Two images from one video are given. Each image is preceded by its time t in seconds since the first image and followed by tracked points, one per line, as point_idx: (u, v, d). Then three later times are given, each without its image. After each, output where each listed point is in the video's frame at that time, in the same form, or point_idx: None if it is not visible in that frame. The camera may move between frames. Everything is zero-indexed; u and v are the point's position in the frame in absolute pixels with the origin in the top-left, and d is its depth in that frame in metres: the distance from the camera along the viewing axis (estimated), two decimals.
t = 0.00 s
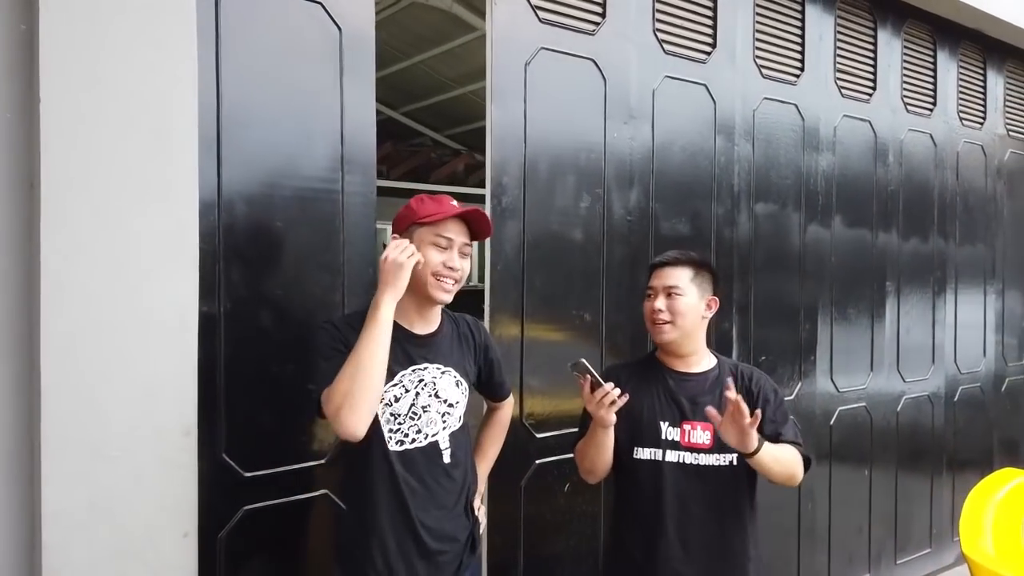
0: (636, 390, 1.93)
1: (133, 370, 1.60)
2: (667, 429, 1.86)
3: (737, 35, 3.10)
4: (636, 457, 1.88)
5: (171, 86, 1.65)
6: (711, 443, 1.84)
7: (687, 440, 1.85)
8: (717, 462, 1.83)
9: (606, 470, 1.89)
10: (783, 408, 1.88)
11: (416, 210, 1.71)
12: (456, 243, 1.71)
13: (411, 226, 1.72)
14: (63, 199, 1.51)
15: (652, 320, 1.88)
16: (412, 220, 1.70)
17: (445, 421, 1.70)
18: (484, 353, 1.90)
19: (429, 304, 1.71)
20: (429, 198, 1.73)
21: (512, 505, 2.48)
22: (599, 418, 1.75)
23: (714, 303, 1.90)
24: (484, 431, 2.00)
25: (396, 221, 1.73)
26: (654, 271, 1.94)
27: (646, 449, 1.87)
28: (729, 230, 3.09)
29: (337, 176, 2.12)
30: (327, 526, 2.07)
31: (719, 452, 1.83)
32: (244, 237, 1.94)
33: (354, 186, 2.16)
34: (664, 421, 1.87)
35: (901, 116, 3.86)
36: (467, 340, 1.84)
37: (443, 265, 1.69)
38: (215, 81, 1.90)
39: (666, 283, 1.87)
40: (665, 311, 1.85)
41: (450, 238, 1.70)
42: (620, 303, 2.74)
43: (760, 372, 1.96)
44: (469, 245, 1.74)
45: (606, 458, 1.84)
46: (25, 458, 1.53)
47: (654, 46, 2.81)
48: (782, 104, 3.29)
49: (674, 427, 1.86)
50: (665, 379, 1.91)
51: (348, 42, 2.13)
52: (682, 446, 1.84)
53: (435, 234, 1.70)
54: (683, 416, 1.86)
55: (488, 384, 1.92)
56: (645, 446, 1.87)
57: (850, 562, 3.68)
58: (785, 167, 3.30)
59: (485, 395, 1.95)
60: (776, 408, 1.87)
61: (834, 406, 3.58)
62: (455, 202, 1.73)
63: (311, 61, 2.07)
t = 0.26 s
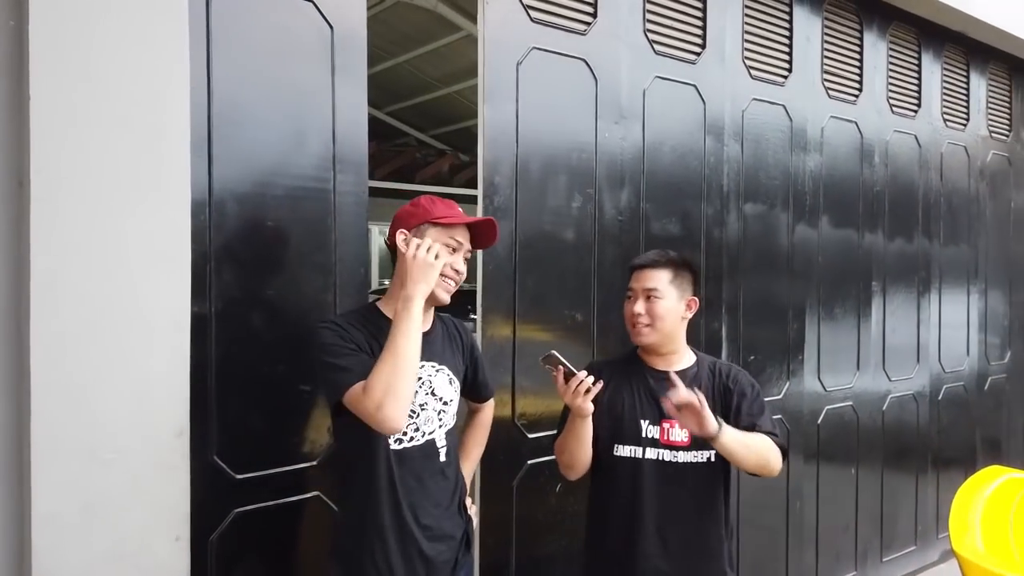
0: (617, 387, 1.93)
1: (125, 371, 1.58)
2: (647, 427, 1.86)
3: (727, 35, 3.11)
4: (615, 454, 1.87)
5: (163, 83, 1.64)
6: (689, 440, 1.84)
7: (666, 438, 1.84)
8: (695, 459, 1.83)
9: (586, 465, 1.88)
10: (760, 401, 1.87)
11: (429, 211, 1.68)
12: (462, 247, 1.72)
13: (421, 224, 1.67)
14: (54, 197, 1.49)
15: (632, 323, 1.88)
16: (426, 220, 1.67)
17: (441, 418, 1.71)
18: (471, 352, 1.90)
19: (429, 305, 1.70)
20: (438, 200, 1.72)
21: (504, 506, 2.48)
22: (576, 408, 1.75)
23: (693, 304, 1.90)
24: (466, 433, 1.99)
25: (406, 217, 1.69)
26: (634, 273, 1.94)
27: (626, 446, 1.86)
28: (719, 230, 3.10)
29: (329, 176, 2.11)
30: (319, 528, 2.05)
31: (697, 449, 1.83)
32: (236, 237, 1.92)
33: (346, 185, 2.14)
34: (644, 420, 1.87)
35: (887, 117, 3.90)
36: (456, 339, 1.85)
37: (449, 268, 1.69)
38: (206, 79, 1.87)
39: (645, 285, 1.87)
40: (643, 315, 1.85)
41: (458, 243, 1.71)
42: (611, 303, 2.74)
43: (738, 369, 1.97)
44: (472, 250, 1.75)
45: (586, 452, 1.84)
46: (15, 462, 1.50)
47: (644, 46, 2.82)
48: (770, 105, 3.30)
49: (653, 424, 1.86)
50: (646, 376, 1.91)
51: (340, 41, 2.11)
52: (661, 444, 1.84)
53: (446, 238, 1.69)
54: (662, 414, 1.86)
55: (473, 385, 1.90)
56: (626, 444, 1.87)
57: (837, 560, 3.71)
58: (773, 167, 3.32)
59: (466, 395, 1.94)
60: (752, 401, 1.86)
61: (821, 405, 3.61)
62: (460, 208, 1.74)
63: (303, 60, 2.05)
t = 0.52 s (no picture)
0: (603, 398, 1.94)
1: (119, 373, 1.58)
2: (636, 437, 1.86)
3: (716, 36, 3.13)
4: (606, 464, 1.88)
5: (157, 84, 1.63)
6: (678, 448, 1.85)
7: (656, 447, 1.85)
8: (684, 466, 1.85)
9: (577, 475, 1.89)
10: (739, 409, 1.87)
11: (442, 217, 1.68)
12: (466, 253, 1.73)
13: (432, 229, 1.67)
14: (48, 198, 1.48)
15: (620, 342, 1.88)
16: (439, 226, 1.66)
17: (437, 419, 1.73)
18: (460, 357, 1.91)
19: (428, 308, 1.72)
20: (449, 206, 1.72)
21: (497, 506, 2.48)
22: (568, 428, 1.76)
23: (676, 317, 1.90)
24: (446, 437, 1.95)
25: (417, 219, 1.68)
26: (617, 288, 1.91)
27: (615, 456, 1.87)
28: (708, 231, 3.12)
29: (322, 176, 2.09)
30: (313, 530, 2.05)
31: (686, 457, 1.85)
32: (229, 238, 1.91)
33: (339, 186, 2.13)
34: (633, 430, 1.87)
35: (873, 119, 3.94)
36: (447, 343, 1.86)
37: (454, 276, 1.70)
38: (199, 78, 1.85)
39: (631, 302, 1.85)
40: (631, 334, 1.84)
41: (465, 250, 1.72)
42: (603, 303, 2.75)
43: (720, 375, 1.98)
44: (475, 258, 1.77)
45: (577, 466, 1.84)
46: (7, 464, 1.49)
47: (635, 47, 2.83)
48: (759, 106, 3.33)
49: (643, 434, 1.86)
50: (631, 385, 1.92)
51: (332, 41, 2.10)
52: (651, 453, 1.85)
53: (456, 245, 1.69)
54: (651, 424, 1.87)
55: (460, 388, 1.90)
56: (615, 454, 1.87)
57: (825, 557, 3.74)
58: (761, 168, 3.34)
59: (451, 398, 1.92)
60: (732, 407, 1.86)
61: (809, 404, 3.64)
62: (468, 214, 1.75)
63: (296, 59, 2.03)
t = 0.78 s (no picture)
0: (598, 401, 1.94)
1: (117, 373, 1.59)
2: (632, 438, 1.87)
3: (709, 38, 3.15)
4: (602, 464, 1.88)
5: (155, 86, 1.64)
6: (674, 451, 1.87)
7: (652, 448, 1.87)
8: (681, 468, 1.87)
9: (567, 473, 1.89)
10: (735, 415, 1.91)
11: (456, 231, 1.68)
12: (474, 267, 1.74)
13: (444, 240, 1.67)
14: (45, 199, 1.48)
15: (622, 341, 1.88)
16: (451, 239, 1.67)
17: (436, 420, 1.73)
18: (455, 358, 1.90)
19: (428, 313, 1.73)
20: (464, 219, 1.72)
21: (492, 506, 2.48)
22: (562, 432, 1.77)
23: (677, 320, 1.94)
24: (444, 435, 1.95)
25: (431, 227, 1.68)
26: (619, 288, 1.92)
27: (611, 456, 1.88)
28: (702, 231, 3.14)
29: (319, 176, 2.08)
30: (310, 529, 2.05)
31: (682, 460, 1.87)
32: (226, 238, 1.90)
33: (336, 186, 2.12)
34: (630, 431, 1.88)
35: (864, 120, 3.96)
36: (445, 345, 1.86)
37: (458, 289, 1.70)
38: (195, 77, 1.84)
39: (637, 301, 1.86)
40: (636, 333, 1.84)
41: (474, 264, 1.72)
42: (597, 304, 2.76)
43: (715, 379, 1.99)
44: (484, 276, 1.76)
45: (569, 465, 1.84)
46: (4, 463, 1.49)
47: (629, 49, 2.84)
48: (751, 108, 3.35)
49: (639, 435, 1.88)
50: (630, 388, 1.92)
51: (329, 41, 2.09)
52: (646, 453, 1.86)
53: (466, 258, 1.69)
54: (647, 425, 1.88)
55: (455, 389, 1.90)
56: (611, 453, 1.88)
57: (817, 556, 3.76)
58: (754, 170, 3.36)
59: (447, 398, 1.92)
60: (729, 413, 1.91)
61: (801, 404, 3.66)
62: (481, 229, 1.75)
63: (293, 59, 2.02)
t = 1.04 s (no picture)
0: (596, 389, 1.95)
1: (117, 374, 1.59)
2: (630, 431, 1.89)
3: (704, 38, 3.16)
4: (602, 459, 1.89)
5: (154, 87, 1.64)
6: (671, 440, 1.90)
7: (649, 439, 1.89)
8: (677, 457, 1.90)
9: (563, 470, 1.89)
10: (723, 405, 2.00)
11: (465, 228, 1.73)
12: (480, 267, 1.78)
13: (455, 238, 1.72)
14: (46, 199, 1.48)
15: (638, 328, 1.88)
16: (462, 237, 1.71)
17: (442, 420, 1.75)
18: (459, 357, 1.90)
19: (438, 313, 1.74)
20: (468, 217, 1.78)
21: (490, 504, 2.49)
22: (561, 423, 1.77)
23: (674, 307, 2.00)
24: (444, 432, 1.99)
25: (442, 227, 1.72)
26: (626, 277, 1.93)
27: (611, 450, 1.89)
28: (697, 231, 3.15)
29: (317, 176, 2.09)
30: (307, 528, 2.05)
31: (679, 448, 1.89)
32: (225, 238, 1.90)
33: (334, 186, 2.13)
34: (628, 424, 1.90)
35: (857, 121, 3.99)
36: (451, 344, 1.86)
37: (469, 286, 1.73)
38: (194, 76, 1.84)
39: (651, 288, 1.89)
40: (654, 317, 1.87)
41: (480, 263, 1.76)
42: (594, 303, 2.78)
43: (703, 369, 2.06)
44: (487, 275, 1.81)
45: (565, 463, 1.86)
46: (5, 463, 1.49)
47: (625, 49, 2.85)
48: (746, 108, 3.37)
49: (637, 427, 1.89)
50: (625, 380, 1.95)
51: (327, 40, 2.09)
52: (645, 446, 1.88)
53: (474, 256, 1.74)
54: (645, 417, 1.90)
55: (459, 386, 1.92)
56: (611, 448, 1.89)
57: (812, 554, 3.79)
58: (749, 170, 3.38)
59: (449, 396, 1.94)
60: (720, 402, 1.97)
61: (796, 403, 3.68)
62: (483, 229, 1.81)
63: (292, 59, 2.03)
